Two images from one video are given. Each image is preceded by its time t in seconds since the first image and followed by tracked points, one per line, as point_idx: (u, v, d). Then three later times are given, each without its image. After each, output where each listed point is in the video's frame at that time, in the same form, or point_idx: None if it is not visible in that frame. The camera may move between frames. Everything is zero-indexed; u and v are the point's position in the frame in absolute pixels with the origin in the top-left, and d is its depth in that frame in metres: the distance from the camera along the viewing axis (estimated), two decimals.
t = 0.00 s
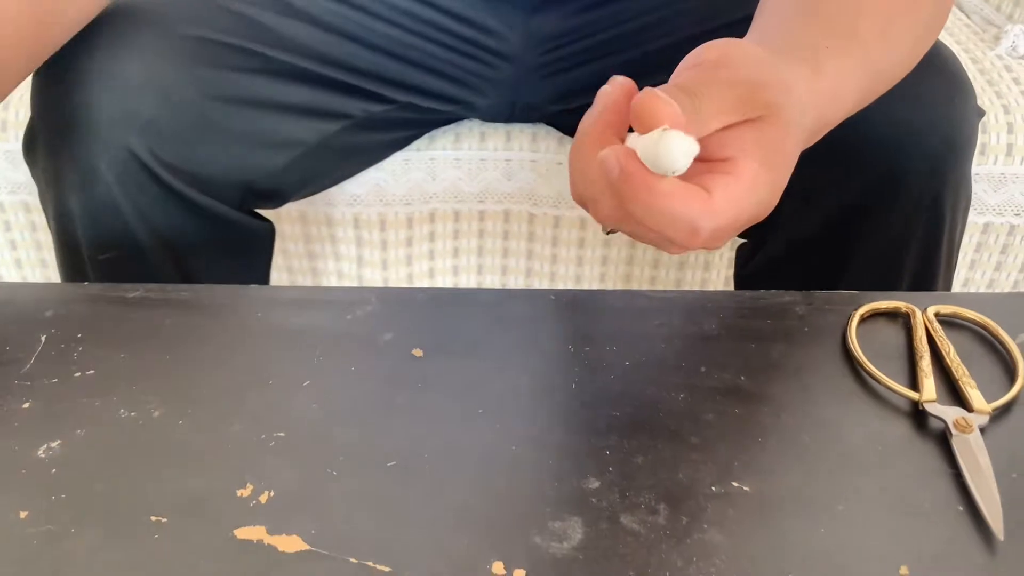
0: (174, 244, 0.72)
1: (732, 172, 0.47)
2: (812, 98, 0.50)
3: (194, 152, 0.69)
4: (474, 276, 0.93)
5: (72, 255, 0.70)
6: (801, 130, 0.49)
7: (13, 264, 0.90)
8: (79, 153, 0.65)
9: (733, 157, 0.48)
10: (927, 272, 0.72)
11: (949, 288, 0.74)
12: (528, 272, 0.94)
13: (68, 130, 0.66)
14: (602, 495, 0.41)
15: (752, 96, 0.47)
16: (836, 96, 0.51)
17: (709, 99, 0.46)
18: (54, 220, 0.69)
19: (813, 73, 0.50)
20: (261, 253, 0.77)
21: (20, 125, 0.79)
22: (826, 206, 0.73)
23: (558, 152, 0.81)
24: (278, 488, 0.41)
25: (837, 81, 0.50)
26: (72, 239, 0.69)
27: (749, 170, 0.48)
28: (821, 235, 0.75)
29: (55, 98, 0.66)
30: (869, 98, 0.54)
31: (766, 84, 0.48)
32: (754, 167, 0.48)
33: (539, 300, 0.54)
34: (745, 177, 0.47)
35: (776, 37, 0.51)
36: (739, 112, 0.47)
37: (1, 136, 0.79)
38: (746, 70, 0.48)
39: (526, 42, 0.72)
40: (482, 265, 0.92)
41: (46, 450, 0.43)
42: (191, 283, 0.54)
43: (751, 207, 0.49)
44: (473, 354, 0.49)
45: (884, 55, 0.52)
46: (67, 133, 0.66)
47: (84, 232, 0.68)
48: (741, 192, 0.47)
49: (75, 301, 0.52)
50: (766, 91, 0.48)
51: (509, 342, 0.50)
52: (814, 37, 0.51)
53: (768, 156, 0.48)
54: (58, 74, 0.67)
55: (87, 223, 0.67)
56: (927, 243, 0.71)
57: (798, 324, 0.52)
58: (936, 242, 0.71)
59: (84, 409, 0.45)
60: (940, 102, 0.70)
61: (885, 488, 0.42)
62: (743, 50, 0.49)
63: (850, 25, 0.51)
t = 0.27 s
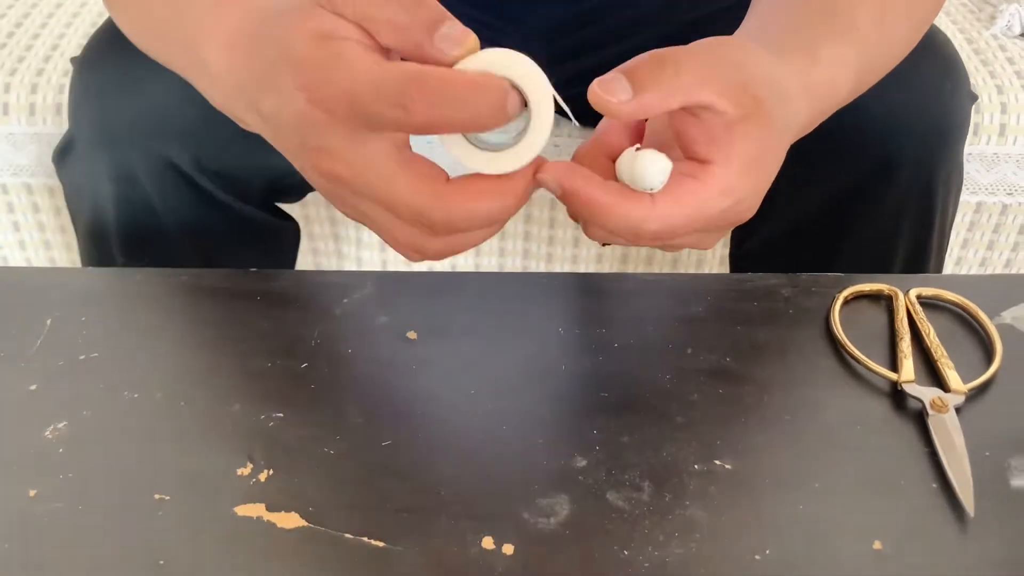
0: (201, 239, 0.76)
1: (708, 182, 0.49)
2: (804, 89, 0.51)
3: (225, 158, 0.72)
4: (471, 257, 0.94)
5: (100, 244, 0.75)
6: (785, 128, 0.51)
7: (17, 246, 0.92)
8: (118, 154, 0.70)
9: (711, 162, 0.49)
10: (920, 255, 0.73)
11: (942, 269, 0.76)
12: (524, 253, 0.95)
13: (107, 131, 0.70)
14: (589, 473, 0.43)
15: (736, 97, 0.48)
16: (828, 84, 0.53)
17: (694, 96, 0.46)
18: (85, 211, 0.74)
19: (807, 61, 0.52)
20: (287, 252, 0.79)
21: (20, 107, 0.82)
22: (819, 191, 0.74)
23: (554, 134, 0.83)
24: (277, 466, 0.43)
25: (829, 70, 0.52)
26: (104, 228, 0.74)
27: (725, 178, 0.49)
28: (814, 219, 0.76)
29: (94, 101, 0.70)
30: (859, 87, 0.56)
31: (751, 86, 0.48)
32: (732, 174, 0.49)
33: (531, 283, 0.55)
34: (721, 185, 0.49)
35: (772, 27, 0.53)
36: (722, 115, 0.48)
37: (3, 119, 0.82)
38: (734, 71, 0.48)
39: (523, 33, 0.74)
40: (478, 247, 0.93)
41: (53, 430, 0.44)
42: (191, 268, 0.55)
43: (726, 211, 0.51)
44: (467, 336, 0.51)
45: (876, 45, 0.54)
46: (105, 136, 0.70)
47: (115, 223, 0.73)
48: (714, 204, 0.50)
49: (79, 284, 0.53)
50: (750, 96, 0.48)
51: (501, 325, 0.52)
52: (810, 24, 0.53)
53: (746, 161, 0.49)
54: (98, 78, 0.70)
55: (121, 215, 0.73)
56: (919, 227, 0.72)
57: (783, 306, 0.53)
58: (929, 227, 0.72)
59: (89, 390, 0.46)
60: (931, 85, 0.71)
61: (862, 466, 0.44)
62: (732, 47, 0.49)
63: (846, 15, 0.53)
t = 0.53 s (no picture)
0: (203, 226, 0.79)
1: (687, 221, 0.49)
2: (778, 103, 0.53)
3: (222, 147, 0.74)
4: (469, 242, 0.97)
5: (101, 233, 0.77)
6: (759, 155, 0.51)
7: (24, 228, 0.93)
8: (117, 145, 0.72)
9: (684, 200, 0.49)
10: (905, 241, 0.76)
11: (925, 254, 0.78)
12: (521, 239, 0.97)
13: (105, 124, 0.72)
14: (577, 448, 0.46)
15: (703, 134, 0.48)
16: (804, 95, 0.54)
17: (658, 134, 0.46)
18: (87, 200, 0.76)
19: (781, 75, 0.53)
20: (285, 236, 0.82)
21: (27, 92, 0.84)
22: (807, 180, 0.76)
23: (550, 122, 0.88)
24: (286, 442, 0.45)
25: (805, 80, 0.54)
26: (105, 217, 0.76)
27: (700, 216, 0.49)
28: (803, 207, 0.78)
29: (90, 94, 0.72)
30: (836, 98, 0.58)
31: (719, 120, 0.49)
32: (707, 211, 0.49)
33: (525, 269, 0.57)
34: (697, 223, 0.49)
35: (747, 48, 0.55)
36: (690, 152, 0.48)
37: (10, 104, 0.84)
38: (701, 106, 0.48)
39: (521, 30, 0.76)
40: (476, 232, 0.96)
41: (74, 407, 0.47)
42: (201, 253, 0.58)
43: (702, 247, 0.51)
44: (464, 320, 0.53)
45: (850, 53, 0.56)
46: (104, 128, 0.72)
47: (117, 211, 0.75)
48: (692, 243, 0.49)
49: (95, 268, 0.55)
50: (717, 130, 0.48)
51: (497, 310, 0.54)
52: (785, 38, 0.55)
53: (718, 198, 0.49)
54: (93, 72, 0.72)
55: (122, 203, 0.75)
56: (903, 213, 0.75)
57: (765, 292, 0.56)
58: (912, 214, 0.75)
59: (106, 370, 0.49)
60: (912, 76, 0.73)
61: (835, 444, 0.47)
62: (701, 78, 0.50)
63: (819, 26, 0.55)
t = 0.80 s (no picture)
0: (201, 234, 0.80)
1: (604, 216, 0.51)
2: (744, 126, 0.55)
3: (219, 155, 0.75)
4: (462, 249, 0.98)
5: (102, 240, 0.78)
6: (699, 169, 0.54)
7: (24, 230, 0.95)
8: (116, 151, 0.74)
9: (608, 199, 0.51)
10: (889, 258, 0.77)
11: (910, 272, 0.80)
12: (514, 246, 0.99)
13: (105, 131, 0.74)
14: (561, 456, 0.47)
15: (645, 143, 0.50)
16: (777, 118, 0.56)
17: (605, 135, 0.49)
18: (88, 207, 0.77)
19: (755, 97, 0.55)
20: (281, 243, 0.84)
21: (29, 98, 0.85)
22: (793, 195, 0.78)
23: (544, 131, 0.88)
24: (279, 446, 0.47)
25: (778, 103, 0.56)
26: (105, 224, 0.77)
27: (616, 218, 0.51)
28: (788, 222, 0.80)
29: (93, 102, 0.74)
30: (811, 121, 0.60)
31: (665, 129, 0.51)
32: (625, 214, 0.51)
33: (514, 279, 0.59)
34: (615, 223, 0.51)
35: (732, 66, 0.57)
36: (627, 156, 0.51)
37: (13, 109, 0.85)
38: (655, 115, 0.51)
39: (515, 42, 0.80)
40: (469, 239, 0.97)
41: (74, 411, 0.48)
42: (199, 261, 0.60)
43: (613, 245, 0.53)
44: (455, 330, 0.55)
45: (836, 77, 0.58)
46: (103, 134, 0.74)
47: (116, 218, 0.76)
48: (605, 241, 0.52)
49: (95, 275, 0.57)
50: (661, 139, 0.51)
51: (486, 321, 0.56)
52: (768, 59, 0.56)
53: (640, 204, 0.52)
54: (97, 81, 0.75)
55: (122, 210, 0.76)
56: (888, 234, 0.76)
57: (746, 306, 0.57)
58: (897, 231, 0.76)
59: (106, 374, 0.51)
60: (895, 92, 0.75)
61: (810, 454, 0.48)
62: (668, 90, 0.53)
63: (802, 52, 0.56)
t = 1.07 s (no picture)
0: (198, 245, 0.81)
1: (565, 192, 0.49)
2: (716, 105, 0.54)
3: (221, 166, 0.77)
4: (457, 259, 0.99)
5: (99, 251, 0.78)
6: (690, 154, 0.53)
7: (20, 238, 0.96)
8: (117, 161, 0.74)
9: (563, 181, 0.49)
10: (875, 274, 0.77)
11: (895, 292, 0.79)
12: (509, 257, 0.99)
13: (106, 142, 0.74)
14: (556, 469, 0.48)
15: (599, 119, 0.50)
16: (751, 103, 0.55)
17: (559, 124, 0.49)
18: (86, 216, 0.77)
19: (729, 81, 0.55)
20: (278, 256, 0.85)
21: (27, 106, 0.85)
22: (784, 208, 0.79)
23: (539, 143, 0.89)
24: (277, 458, 0.47)
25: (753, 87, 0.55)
26: (103, 234, 0.77)
27: (573, 192, 0.49)
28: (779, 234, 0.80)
29: (96, 112, 0.75)
30: (790, 113, 0.58)
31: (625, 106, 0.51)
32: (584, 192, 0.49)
33: (509, 292, 0.60)
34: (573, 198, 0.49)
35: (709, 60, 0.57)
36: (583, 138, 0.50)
37: (10, 117, 0.85)
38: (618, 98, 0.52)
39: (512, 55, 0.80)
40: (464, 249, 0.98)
41: (73, 422, 0.49)
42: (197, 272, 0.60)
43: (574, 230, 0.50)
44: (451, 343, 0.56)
45: (822, 69, 0.58)
46: (105, 143, 0.74)
47: (114, 228, 0.76)
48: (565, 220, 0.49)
49: (94, 286, 0.58)
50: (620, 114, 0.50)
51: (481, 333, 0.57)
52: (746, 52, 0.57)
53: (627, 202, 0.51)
54: (99, 90, 0.75)
55: (121, 220, 0.76)
56: (878, 249, 0.76)
57: (739, 320, 0.58)
58: (884, 248, 0.76)
59: (105, 385, 0.51)
60: (886, 108, 0.76)
61: (802, 469, 0.49)
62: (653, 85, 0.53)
63: (777, 43, 0.57)
